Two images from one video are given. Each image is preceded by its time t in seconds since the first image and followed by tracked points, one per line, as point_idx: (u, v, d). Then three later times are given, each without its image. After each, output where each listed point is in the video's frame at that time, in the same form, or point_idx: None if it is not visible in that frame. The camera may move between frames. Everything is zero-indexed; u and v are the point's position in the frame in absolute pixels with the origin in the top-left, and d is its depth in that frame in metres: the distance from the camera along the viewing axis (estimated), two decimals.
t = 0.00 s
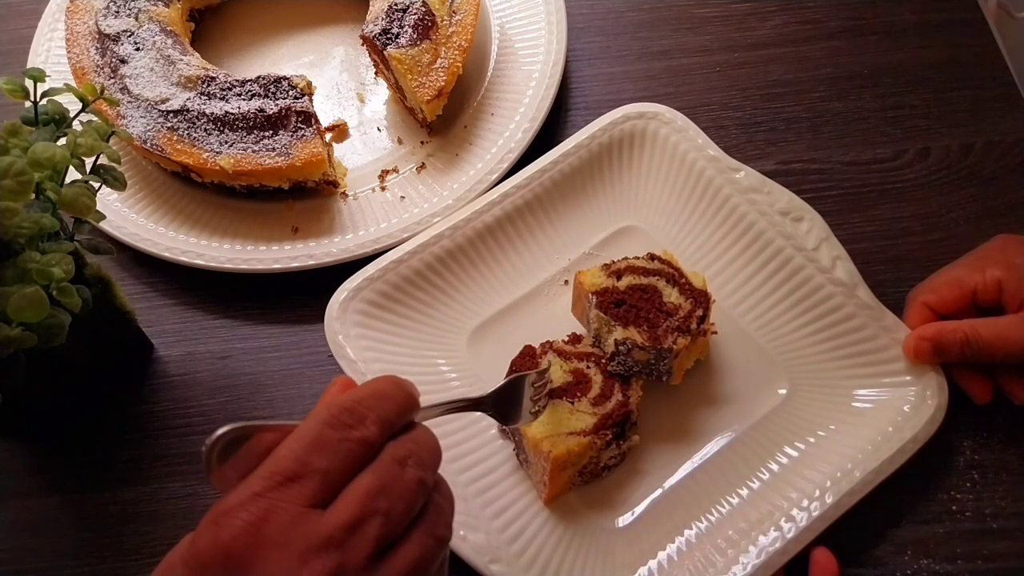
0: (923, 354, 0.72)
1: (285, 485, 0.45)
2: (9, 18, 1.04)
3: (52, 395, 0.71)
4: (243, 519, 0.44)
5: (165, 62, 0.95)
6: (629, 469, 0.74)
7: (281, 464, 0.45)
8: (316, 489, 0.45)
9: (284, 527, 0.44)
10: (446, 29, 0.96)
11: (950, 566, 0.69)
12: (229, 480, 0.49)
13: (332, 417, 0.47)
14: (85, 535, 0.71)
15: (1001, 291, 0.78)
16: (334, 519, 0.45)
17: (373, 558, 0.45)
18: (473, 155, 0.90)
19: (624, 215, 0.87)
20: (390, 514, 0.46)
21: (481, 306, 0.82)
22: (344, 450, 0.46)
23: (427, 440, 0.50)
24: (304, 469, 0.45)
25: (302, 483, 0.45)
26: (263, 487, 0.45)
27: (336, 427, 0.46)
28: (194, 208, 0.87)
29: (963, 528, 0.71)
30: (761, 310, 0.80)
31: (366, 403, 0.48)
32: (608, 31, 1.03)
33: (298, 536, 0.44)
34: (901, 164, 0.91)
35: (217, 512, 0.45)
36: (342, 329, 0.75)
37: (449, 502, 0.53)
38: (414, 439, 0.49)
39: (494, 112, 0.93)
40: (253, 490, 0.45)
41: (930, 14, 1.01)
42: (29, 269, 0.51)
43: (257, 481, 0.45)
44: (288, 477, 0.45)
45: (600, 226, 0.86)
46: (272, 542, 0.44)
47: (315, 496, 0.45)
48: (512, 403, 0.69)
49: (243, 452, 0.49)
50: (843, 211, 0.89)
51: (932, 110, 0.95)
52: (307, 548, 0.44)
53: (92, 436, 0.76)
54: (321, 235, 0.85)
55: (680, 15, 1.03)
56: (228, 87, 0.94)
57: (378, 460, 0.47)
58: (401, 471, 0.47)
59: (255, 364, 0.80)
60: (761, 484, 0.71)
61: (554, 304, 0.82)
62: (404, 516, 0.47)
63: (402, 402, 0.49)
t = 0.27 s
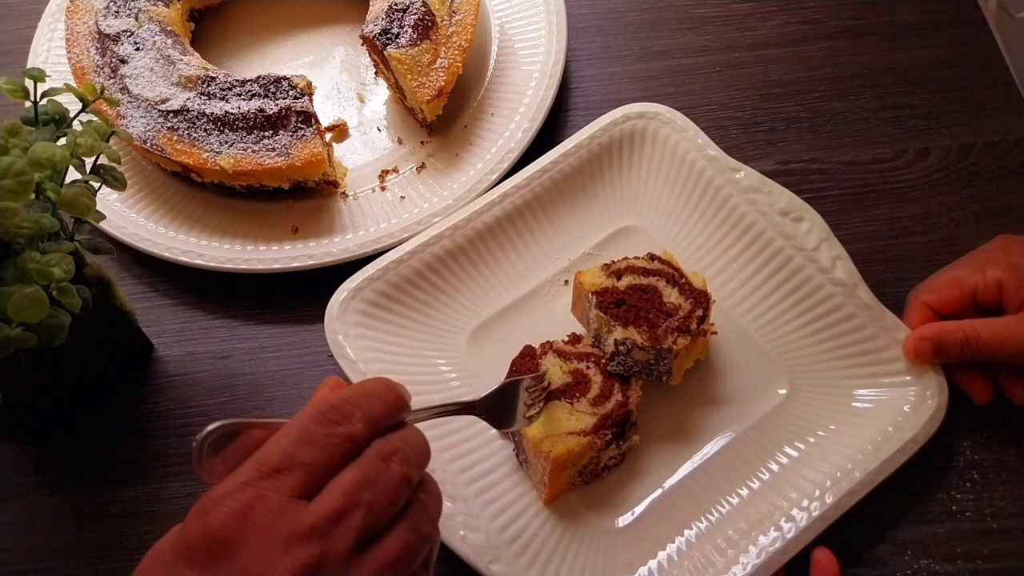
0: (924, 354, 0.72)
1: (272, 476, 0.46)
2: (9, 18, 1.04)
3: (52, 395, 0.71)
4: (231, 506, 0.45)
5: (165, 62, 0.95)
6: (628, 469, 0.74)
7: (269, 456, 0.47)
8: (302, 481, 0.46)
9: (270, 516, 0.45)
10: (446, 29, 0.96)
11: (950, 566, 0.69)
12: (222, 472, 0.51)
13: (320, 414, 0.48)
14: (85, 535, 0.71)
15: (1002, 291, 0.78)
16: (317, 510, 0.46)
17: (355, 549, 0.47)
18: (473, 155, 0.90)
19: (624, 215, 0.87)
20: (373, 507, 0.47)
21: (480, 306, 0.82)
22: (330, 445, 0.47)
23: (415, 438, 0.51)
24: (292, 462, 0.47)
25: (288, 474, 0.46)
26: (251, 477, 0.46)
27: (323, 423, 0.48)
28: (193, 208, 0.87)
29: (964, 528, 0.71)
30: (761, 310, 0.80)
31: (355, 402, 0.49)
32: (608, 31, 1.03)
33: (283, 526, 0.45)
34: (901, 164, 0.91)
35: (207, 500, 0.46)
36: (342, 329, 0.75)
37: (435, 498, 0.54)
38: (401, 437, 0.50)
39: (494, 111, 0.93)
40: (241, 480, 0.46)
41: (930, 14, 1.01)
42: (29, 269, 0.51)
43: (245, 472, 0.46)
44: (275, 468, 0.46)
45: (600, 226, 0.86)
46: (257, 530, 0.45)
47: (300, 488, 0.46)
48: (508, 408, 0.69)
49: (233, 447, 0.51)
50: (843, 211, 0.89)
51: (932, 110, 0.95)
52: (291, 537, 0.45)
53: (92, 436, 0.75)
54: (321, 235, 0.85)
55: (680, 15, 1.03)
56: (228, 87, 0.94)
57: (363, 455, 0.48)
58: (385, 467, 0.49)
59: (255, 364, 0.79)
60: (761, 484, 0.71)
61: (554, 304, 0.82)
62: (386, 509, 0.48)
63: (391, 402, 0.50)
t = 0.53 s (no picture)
0: (923, 354, 0.72)
1: (266, 473, 0.46)
2: (9, 18, 1.04)
3: (52, 396, 0.71)
4: (225, 502, 0.45)
5: (165, 62, 0.95)
6: (628, 469, 0.74)
7: (264, 454, 0.47)
8: (296, 478, 0.46)
9: (263, 513, 0.45)
10: (446, 29, 0.96)
11: (950, 566, 0.69)
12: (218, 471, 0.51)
13: (314, 414, 0.48)
14: (85, 535, 0.71)
15: (1002, 292, 0.78)
16: (309, 508, 0.46)
17: (346, 547, 0.47)
18: (473, 155, 0.90)
19: (624, 215, 0.87)
20: (364, 506, 0.47)
21: (480, 306, 0.82)
22: (324, 444, 0.47)
23: (407, 439, 0.51)
24: (286, 460, 0.47)
25: (282, 472, 0.46)
26: (245, 474, 0.46)
27: (317, 423, 0.48)
28: (193, 208, 0.87)
29: (964, 528, 0.71)
30: (761, 310, 0.80)
31: (349, 403, 0.49)
32: (608, 31, 1.03)
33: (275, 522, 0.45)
34: (901, 164, 0.91)
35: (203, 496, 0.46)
36: (342, 329, 0.75)
37: (426, 499, 0.54)
38: (394, 438, 0.50)
39: (494, 111, 0.93)
40: (235, 476, 0.46)
41: (930, 14, 1.01)
42: (29, 269, 0.51)
43: (240, 469, 0.47)
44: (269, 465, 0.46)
45: (600, 226, 0.86)
46: (250, 526, 0.45)
47: (293, 485, 0.46)
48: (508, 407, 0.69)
49: (231, 444, 0.52)
50: (843, 211, 0.89)
51: (932, 110, 0.95)
52: (283, 534, 0.45)
53: (92, 436, 0.75)
54: (321, 235, 0.85)
55: (680, 15, 1.03)
56: (228, 87, 0.94)
57: (356, 454, 0.48)
58: (378, 467, 0.48)
59: (255, 364, 0.80)
60: (760, 484, 0.71)
61: (554, 304, 0.82)
62: (377, 508, 0.48)
63: (385, 404, 0.50)
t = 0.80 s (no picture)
0: (923, 354, 0.72)
1: (271, 473, 0.47)
2: (9, 18, 1.04)
3: (52, 395, 0.71)
4: (231, 502, 0.45)
5: (165, 62, 0.95)
6: (628, 469, 0.74)
7: (270, 456, 0.47)
8: (301, 479, 0.47)
9: (269, 512, 0.45)
10: (446, 29, 0.96)
11: (950, 566, 0.69)
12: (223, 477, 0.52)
13: (319, 417, 0.48)
14: (85, 535, 0.71)
15: (1003, 292, 0.78)
16: (314, 508, 0.46)
17: (349, 547, 0.46)
18: (473, 155, 0.90)
19: (624, 215, 0.87)
20: (367, 507, 0.47)
21: (480, 306, 0.82)
22: (329, 446, 0.48)
23: (409, 443, 0.51)
24: (291, 461, 0.47)
25: (287, 474, 0.47)
26: (251, 474, 0.46)
27: (322, 425, 0.48)
28: (193, 209, 0.87)
29: (964, 529, 0.71)
30: (761, 311, 0.80)
31: (353, 407, 0.50)
32: (608, 31, 1.03)
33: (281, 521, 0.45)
34: (901, 164, 0.91)
35: (209, 497, 0.46)
36: (342, 329, 0.75)
37: (426, 503, 0.54)
38: (395, 441, 0.50)
39: (494, 112, 0.93)
40: (242, 476, 0.46)
41: (930, 14, 1.01)
42: (29, 269, 0.51)
43: (247, 470, 0.47)
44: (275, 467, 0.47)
45: (600, 226, 0.86)
46: (256, 525, 0.45)
47: (299, 486, 0.47)
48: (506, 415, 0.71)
49: (237, 448, 0.52)
50: (843, 211, 0.89)
51: (932, 110, 0.95)
52: (288, 533, 0.45)
53: (92, 436, 0.76)
54: (321, 235, 0.85)
55: (680, 15, 1.03)
56: (228, 87, 0.94)
57: (359, 456, 0.49)
58: (380, 469, 0.48)
59: (255, 364, 0.80)
60: (760, 484, 0.71)
61: (555, 304, 0.82)
62: (380, 509, 0.48)
63: (387, 411, 0.51)
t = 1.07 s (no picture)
0: (923, 354, 0.72)
1: (296, 477, 0.47)
2: (9, 18, 1.04)
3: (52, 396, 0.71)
4: (256, 506, 0.45)
5: (165, 62, 0.95)
6: (628, 469, 0.74)
7: (294, 459, 0.47)
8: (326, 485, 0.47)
9: (295, 518, 0.46)
10: (446, 29, 0.96)
11: (950, 566, 0.69)
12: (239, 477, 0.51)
13: (344, 421, 0.48)
14: (85, 535, 0.71)
15: (1003, 292, 0.78)
16: (339, 513, 0.46)
17: (372, 553, 0.47)
18: (473, 155, 0.90)
19: (624, 215, 0.87)
20: (389, 513, 0.48)
21: (480, 306, 0.82)
22: (354, 451, 0.48)
23: (424, 446, 0.52)
24: (316, 466, 0.47)
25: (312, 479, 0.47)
26: (275, 478, 0.46)
27: (347, 430, 0.48)
28: (193, 209, 0.87)
29: (963, 528, 0.71)
30: (761, 310, 0.80)
31: (375, 411, 0.50)
32: (608, 31, 1.03)
33: (307, 527, 0.46)
34: (901, 164, 0.91)
35: (230, 496, 0.46)
36: (342, 329, 0.75)
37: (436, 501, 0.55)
38: (413, 445, 0.51)
39: (494, 112, 0.93)
40: (265, 480, 0.46)
41: (930, 14, 1.01)
42: (29, 269, 0.51)
43: (270, 472, 0.47)
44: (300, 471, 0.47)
45: (600, 226, 0.86)
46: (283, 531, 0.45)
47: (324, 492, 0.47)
48: (508, 414, 0.70)
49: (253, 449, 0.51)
50: (843, 211, 0.89)
51: (932, 110, 0.95)
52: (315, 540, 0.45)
53: (92, 436, 0.76)
54: (321, 235, 0.85)
55: (680, 15, 1.03)
56: (228, 87, 0.94)
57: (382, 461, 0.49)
58: (401, 474, 0.49)
59: (255, 364, 0.79)
60: (760, 484, 0.71)
61: (555, 304, 0.82)
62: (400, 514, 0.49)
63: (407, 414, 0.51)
